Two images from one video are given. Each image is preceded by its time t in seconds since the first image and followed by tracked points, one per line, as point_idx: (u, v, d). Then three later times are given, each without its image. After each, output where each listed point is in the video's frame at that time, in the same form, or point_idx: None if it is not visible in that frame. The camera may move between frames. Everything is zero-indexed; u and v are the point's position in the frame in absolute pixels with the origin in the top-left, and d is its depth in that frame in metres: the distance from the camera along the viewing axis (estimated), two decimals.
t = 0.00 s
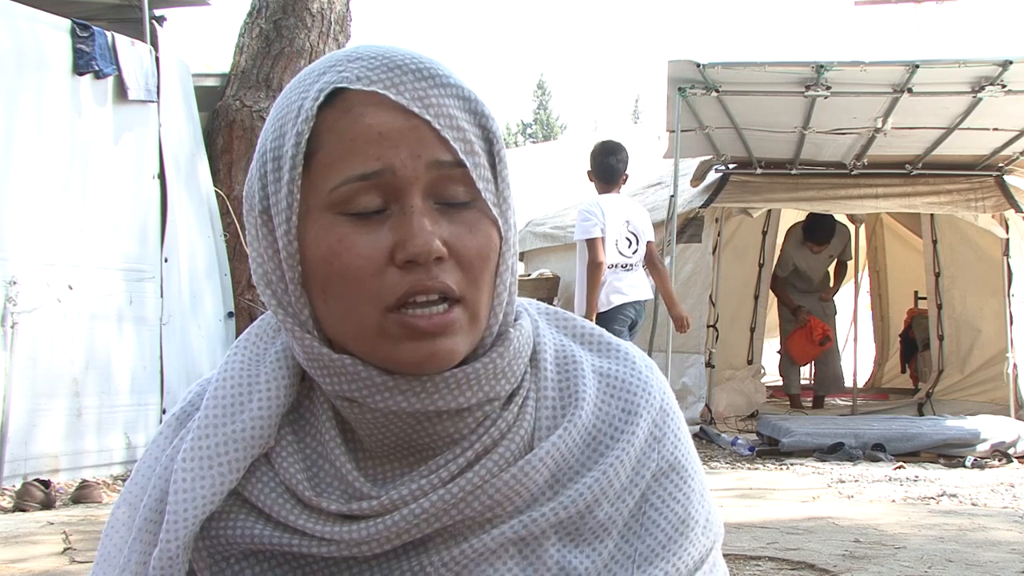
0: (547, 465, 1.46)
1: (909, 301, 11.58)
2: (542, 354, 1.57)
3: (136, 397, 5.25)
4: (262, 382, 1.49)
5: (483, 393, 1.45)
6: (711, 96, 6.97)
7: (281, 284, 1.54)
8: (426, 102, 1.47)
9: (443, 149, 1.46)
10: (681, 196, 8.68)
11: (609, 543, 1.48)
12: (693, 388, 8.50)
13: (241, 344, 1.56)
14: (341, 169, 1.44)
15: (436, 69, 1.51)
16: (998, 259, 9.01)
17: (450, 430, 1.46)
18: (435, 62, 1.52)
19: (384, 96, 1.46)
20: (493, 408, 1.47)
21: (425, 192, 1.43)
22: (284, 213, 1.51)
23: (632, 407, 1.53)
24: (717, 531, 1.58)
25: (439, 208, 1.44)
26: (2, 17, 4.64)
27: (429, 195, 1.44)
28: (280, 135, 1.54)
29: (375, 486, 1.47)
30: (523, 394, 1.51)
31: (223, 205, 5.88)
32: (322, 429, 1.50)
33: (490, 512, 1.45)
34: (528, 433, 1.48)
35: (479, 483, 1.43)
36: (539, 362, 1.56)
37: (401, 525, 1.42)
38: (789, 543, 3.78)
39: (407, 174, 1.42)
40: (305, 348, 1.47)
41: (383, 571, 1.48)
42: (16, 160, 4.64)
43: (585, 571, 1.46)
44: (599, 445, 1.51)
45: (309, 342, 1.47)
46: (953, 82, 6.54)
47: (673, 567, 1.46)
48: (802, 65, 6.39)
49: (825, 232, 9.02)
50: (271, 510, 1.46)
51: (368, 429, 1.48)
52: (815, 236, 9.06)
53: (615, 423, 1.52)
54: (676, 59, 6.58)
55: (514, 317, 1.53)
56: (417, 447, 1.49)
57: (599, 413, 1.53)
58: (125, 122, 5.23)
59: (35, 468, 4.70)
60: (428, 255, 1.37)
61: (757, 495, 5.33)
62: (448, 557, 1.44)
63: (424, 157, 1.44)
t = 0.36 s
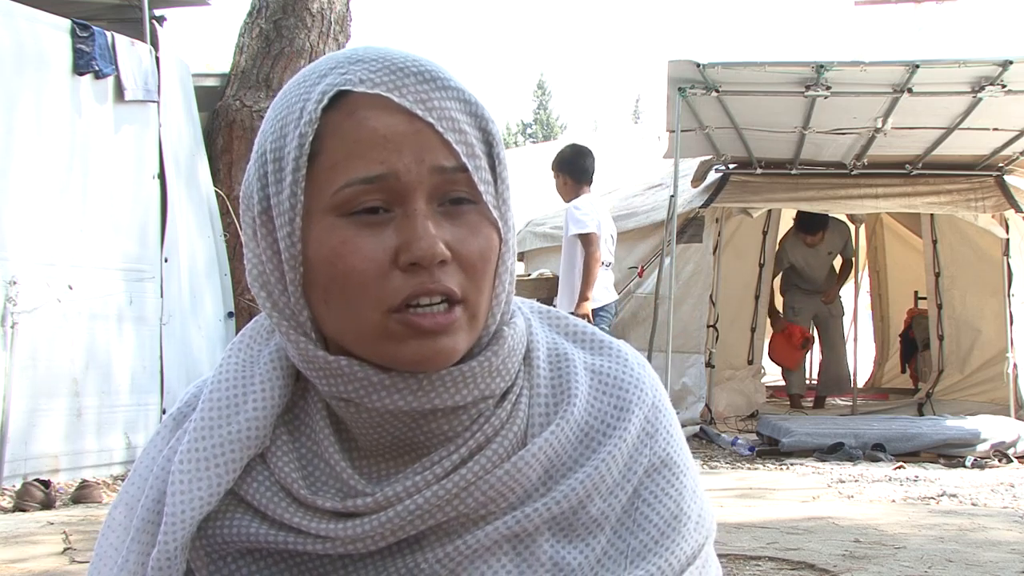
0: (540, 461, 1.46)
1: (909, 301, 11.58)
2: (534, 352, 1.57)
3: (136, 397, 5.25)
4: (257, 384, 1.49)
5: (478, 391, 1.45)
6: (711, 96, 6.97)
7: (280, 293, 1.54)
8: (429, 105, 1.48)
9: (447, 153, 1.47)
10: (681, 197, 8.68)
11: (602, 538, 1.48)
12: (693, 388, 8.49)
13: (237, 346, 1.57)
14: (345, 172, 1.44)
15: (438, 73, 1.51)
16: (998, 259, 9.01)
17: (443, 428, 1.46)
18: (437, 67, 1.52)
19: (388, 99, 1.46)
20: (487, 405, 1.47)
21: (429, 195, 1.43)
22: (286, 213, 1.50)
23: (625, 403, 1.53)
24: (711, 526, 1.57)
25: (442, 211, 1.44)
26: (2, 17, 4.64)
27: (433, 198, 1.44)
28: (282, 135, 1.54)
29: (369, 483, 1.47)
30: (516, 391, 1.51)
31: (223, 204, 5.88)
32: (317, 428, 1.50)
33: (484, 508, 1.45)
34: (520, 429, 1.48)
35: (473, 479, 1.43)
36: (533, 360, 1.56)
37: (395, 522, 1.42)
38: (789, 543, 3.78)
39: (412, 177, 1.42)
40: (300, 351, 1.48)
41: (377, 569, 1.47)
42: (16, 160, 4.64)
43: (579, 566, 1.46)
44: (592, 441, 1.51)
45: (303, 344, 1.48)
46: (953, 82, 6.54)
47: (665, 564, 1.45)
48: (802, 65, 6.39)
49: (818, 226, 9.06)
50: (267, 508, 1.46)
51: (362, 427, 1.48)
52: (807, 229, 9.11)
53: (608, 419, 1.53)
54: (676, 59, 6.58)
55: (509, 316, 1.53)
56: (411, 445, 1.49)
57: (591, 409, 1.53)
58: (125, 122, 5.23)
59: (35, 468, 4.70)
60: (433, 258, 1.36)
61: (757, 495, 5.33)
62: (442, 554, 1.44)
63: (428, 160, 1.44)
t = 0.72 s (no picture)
0: (547, 467, 1.46)
1: (909, 302, 11.58)
2: (541, 357, 1.58)
3: (136, 397, 5.25)
4: (261, 386, 1.49)
5: (485, 398, 1.45)
6: (711, 96, 6.97)
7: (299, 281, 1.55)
8: (460, 109, 1.48)
9: (475, 158, 1.47)
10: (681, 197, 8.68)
11: (608, 542, 1.48)
12: (693, 388, 8.48)
13: (240, 346, 1.57)
14: (372, 170, 1.44)
15: (471, 78, 1.52)
16: (998, 259, 9.01)
17: (449, 434, 1.46)
18: (470, 72, 1.53)
19: (420, 100, 1.46)
20: (493, 412, 1.47)
21: (454, 200, 1.43)
22: (308, 207, 1.50)
23: (631, 406, 1.53)
24: (717, 529, 1.58)
25: (465, 215, 1.45)
26: (2, 16, 4.64)
27: (457, 203, 1.44)
28: (308, 128, 1.54)
29: (374, 486, 1.47)
30: (522, 398, 1.51)
31: (223, 205, 5.87)
32: (321, 430, 1.51)
33: (490, 515, 1.45)
34: (526, 434, 1.48)
35: (479, 486, 1.43)
36: (539, 366, 1.56)
37: (400, 526, 1.42)
38: (789, 543, 3.78)
39: (439, 181, 1.42)
40: (311, 348, 1.49)
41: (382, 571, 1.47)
42: (16, 160, 4.64)
43: (585, 571, 1.46)
44: (598, 445, 1.51)
45: (313, 342, 1.48)
46: (952, 82, 6.54)
47: (669, 568, 1.46)
48: (802, 65, 6.39)
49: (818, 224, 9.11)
50: (270, 510, 1.46)
51: (368, 430, 1.48)
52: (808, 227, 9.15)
53: (615, 423, 1.53)
54: (676, 59, 6.58)
55: (519, 323, 1.54)
56: (416, 449, 1.49)
57: (598, 413, 1.54)
58: (126, 121, 5.23)
59: (35, 468, 4.70)
60: (454, 263, 1.37)
61: (757, 495, 5.33)
62: (448, 560, 1.44)
63: (456, 165, 1.44)
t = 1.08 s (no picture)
0: (543, 459, 1.46)
1: (909, 301, 11.59)
2: (536, 349, 1.58)
3: (136, 397, 5.25)
4: (254, 380, 1.49)
5: (480, 386, 1.45)
6: (711, 96, 6.97)
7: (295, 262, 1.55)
8: (449, 89, 1.49)
9: (464, 138, 1.48)
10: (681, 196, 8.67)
11: (609, 545, 1.49)
12: (693, 388, 8.48)
13: (235, 343, 1.57)
14: (362, 148, 1.45)
15: (459, 61, 1.53)
16: (998, 259, 9.01)
17: (445, 422, 1.46)
18: (457, 55, 1.54)
19: (409, 79, 1.47)
20: (489, 402, 1.47)
21: (443, 177, 1.44)
22: (300, 189, 1.51)
23: (627, 402, 1.54)
24: (715, 534, 1.59)
25: (455, 193, 1.45)
26: (2, 17, 4.64)
27: (446, 180, 1.45)
28: (299, 115, 1.55)
29: (369, 477, 1.47)
30: (518, 388, 1.51)
31: (223, 205, 5.87)
32: (316, 423, 1.50)
33: (485, 505, 1.45)
34: (523, 426, 1.48)
35: (475, 476, 1.43)
36: (535, 358, 1.56)
37: (396, 516, 1.41)
38: (789, 543, 3.78)
39: (429, 159, 1.43)
40: (307, 332, 1.48)
41: (379, 566, 1.47)
42: (16, 161, 4.64)
43: (584, 567, 1.46)
44: (596, 442, 1.51)
45: (309, 326, 1.48)
46: (952, 82, 6.54)
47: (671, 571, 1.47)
48: (802, 65, 6.38)
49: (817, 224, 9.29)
50: (265, 503, 1.45)
51: (363, 419, 1.48)
52: (806, 227, 9.30)
53: (611, 418, 1.53)
54: (676, 59, 6.58)
55: (512, 314, 1.54)
56: (411, 439, 1.48)
57: (595, 409, 1.54)
58: (126, 122, 5.23)
59: (35, 468, 4.70)
60: (444, 235, 1.38)
61: (757, 495, 5.33)
62: (446, 551, 1.44)
63: (446, 144, 1.45)
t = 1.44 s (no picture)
0: (535, 461, 1.46)
1: (909, 302, 11.59)
2: (519, 352, 1.58)
3: (136, 397, 5.25)
4: (235, 387, 1.48)
5: (465, 389, 1.45)
6: (711, 96, 6.97)
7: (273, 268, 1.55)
8: (421, 93, 1.50)
9: (438, 141, 1.48)
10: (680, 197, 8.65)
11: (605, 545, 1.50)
12: (693, 388, 8.45)
13: (215, 352, 1.56)
14: (336, 153, 1.45)
15: (430, 65, 1.54)
16: (998, 259, 9.02)
17: (430, 426, 1.46)
18: (428, 59, 1.55)
19: (381, 84, 1.48)
20: (475, 405, 1.47)
21: (417, 180, 1.44)
22: (277, 196, 1.50)
23: (613, 403, 1.54)
24: (705, 531, 1.61)
25: (430, 197, 1.45)
26: (2, 16, 4.64)
27: (421, 183, 1.45)
28: (273, 122, 1.55)
29: (356, 480, 1.46)
30: (502, 390, 1.51)
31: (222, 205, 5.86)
32: (298, 428, 1.50)
33: (479, 508, 1.45)
34: (510, 428, 1.48)
35: (465, 480, 1.43)
36: (518, 363, 1.56)
37: (389, 519, 1.41)
38: (789, 543, 3.78)
39: (403, 162, 1.43)
40: (288, 336, 1.48)
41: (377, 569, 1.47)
42: (16, 161, 4.64)
43: (581, 567, 1.47)
44: (585, 444, 1.51)
45: (293, 332, 1.47)
46: (953, 82, 6.54)
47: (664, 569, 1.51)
48: (802, 65, 6.38)
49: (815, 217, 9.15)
50: (255, 507, 1.45)
51: (347, 422, 1.47)
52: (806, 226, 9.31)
53: (597, 421, 1.53)
54: (676, 59, 6.58)
55: (491, 318, 1.54)
56: (397, 442, 1.48)
57: (581, 411, 1.54)
58: (126, 122, 5.23)
59: (35, 468, 4.70)
60: (420, 238, 1.37)
61: (757, 495, 5.33)
62: (442, 551, 1.44)
63: (420, 148, 1.45)
